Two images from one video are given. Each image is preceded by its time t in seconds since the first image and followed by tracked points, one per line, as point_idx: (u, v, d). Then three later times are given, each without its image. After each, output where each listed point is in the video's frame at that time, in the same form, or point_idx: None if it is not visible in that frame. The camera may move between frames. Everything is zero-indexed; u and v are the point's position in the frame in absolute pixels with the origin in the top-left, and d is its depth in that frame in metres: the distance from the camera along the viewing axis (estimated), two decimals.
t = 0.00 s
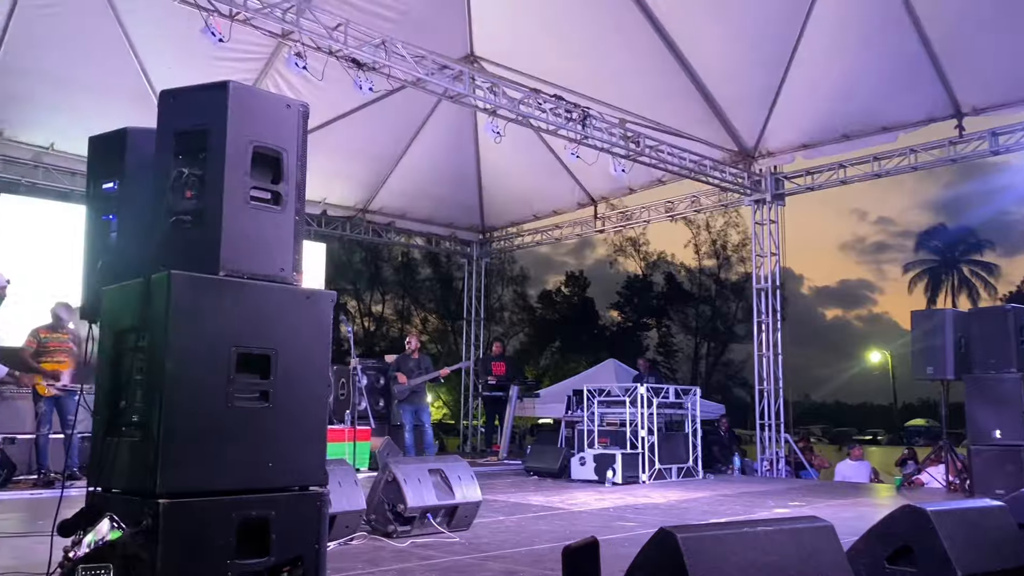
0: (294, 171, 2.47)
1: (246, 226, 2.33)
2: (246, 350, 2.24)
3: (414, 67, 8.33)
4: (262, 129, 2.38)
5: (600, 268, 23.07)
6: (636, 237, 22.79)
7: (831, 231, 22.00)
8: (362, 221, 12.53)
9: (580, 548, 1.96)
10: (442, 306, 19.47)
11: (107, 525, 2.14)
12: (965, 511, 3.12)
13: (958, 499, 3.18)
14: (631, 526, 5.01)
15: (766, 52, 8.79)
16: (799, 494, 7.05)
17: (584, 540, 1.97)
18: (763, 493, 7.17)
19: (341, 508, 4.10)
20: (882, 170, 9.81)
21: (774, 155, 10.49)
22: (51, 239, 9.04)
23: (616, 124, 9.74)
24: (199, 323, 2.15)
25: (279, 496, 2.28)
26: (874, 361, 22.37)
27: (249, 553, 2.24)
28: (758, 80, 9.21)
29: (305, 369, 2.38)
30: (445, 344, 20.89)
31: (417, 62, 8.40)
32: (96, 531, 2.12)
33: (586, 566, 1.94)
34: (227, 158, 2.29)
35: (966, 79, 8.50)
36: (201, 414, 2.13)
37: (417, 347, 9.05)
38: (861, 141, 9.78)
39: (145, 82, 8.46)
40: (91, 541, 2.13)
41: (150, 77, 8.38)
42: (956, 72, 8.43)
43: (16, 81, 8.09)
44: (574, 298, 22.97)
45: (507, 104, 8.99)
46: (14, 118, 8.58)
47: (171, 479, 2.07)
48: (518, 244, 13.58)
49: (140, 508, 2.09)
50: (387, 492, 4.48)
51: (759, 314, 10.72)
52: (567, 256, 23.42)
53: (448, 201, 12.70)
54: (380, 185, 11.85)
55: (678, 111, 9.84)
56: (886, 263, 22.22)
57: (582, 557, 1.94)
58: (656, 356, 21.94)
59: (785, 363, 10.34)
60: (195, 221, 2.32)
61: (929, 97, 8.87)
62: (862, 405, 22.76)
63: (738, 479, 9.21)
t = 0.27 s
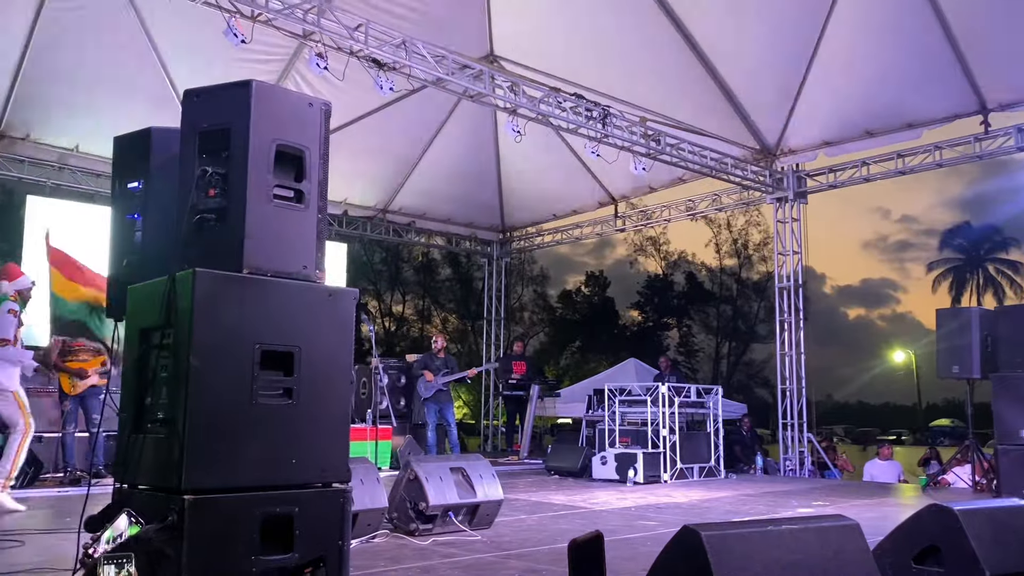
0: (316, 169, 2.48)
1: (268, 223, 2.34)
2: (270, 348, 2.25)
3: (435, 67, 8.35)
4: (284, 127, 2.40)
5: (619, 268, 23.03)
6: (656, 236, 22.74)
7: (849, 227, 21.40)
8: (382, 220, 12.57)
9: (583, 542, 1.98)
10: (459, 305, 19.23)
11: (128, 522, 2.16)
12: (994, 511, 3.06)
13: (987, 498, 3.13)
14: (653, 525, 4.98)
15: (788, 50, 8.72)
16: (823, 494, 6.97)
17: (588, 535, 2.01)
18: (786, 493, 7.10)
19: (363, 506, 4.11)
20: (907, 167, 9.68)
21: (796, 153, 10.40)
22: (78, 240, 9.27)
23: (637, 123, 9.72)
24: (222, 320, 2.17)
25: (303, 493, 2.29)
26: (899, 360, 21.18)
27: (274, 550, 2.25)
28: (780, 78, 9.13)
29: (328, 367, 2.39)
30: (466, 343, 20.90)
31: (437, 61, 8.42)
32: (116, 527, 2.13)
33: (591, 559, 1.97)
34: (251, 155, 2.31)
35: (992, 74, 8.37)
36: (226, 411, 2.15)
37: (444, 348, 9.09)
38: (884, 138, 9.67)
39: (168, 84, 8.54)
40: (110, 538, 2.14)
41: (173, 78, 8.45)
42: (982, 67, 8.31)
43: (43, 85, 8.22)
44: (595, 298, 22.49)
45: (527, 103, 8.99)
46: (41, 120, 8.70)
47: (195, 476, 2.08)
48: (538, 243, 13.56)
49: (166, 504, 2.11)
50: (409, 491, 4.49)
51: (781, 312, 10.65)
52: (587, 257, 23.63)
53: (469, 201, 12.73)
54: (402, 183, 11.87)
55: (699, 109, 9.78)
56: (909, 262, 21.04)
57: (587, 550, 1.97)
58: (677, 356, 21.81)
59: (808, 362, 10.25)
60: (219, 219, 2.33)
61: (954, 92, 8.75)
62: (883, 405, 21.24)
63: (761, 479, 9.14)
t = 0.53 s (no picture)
0: (336, 166, 2.49)
1: (288, 220, 2.35)
2: (290, 344, 2.26)
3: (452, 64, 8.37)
4: (304, 124, 2.40)
5: (637, 265, 22.77)
6: (673, 233, 22.42)
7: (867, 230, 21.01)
8: (399, 218, 12.59)
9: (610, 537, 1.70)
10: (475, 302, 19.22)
11: (129, 521, 2.18)
12: (1020, 509, 3.01)
13: (1012, 496, 3.08)
14: (672, 522, 4.96)
15: (807, 45, 8.64)
16: (843, 492, 6.92)
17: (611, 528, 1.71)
18: (806, 490, 7.04)
19: (382, 502, 4.12)
20: (928, 162, 9.58)
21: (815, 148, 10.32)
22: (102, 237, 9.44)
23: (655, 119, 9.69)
24: (243, 317, 2.18)
25: (323, 489, 2.29)
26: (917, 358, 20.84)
27: (294, 545, 2.26)
28: (799, 73, 9.06)
29: (347, 363, 2.39)
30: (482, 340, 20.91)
31: (454, 58, 8.43)
32: (118, 525, 2.16)
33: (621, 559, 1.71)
34: (271, 152, 2.32)
35: (1015, 68, 8.25)
36: (247, 407, 2.16)
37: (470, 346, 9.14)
38: (905, 133, 9.57)
39: (187, 83, 8.60)
40: (113, 537, 2.15)
41: (192, 77, 8.51)
42: (1004, 60, 8.20)
43: (65, 85, 8.33)
44: (611, 296, 22.69)
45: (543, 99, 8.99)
46: (63, 120, 8.81)
47: (216, 472, 2.09)
48: (555, 240, 13.57)
49: (187, 499, 2.12)
50: (428, 487, 4.50)
51: (800, 309, 10.56)
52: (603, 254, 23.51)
53: (485, 198, 12.72)
54: (420, 179, 11.87)
55: (717, 105, 9.72)
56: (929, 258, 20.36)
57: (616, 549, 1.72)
58: (695, 353, 21.72)
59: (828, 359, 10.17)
60: (239, 216, 2.34)
61: (977, 86, 8.64)
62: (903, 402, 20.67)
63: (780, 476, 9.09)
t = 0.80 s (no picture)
0: (345, 159, 2.48)
1: (297, 214, 2.34)
2: (300, 338, 2.25)
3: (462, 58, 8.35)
4: (313, 117, 2.39)
5: (648, 262, 22.88)
6: (685, 229, 22.37)
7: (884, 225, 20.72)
8: (410, 214, 12.60)
9: (626, 534, 1.99)
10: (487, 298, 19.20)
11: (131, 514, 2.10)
12: None
13: None
14: (684, 518, 4.93)
15: (820, 39, 8.57)
16: (858, 489, 6.86)
17: (630, 527, 2.03)
18: (819, 487, 6.99)
19: (393, 498, 4.11)
20: (942, 156, 9.49)
21: (829, 143, 10.24)
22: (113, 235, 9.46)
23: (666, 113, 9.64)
24: (252, 311, 2.17)
25: (333, 484, 2.28)
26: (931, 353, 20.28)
27: (304, 541, 2.25)
28: (812, 68, 8.98)
29: (357, 357, 2.38)
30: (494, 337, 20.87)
31: (465, 54, 8.41)
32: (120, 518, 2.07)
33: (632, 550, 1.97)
34: (280, 145, 2.30)
35: None
36: (256, 402, 2.15)
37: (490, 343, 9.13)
38: (919, 127, 9.47)
39: (197, 79, 8.61)
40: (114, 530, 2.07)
41: (202, 73, 8.51)
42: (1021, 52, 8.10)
43: (77, 82, 8.36)
44: (623, 292, 22.55)
45: (554, 94, 8.96)
46: (75, 116, 8.85)
47: (225, 465, 2.09)
48: (566, 237, 13.57)
49: (196, 494, 2.12)
50: (439, 483, 4.49)
51: (814, 305, 10.48)
52: (615, 250, 23.26)
53: (497, 194, 12.70)
54: (432, 174, 11.85)
55: (729, 100, 9.65)
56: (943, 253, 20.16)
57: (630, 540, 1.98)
58: (707, 349, 21.56)
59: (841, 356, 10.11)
60: (248, 209, 2.34)
61: (992, 80, 8.55)
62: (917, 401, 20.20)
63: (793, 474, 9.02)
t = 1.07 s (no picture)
0: (345, 147, 2.46)
1: (296, 202, 2.33)
2: (300, 328, 2.24)
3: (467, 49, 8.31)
4: (313, 106, 2.37)
5: (656, 254, 22.62)
6: (693, 221, 22.22)
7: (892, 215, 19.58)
8: (417, 206, 12.58)
9: (620, 523, 2.00)
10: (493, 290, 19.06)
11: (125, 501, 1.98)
12: None
13: None
14: (689, 510, 4.91)
15: (828, 29, 8.49)
16: (865, 481, 6.82)
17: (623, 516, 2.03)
18: (826, 479, 6.96)
19: (397, 489, 4.11)
20: (952, 146, 9.40)
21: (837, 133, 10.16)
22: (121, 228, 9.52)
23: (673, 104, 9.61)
24: (251, 300, 2.16)
25: (334, 473, 2.28)
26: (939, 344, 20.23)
27: (305, 531, 2.24)
28: (820, 58, 8.90)
29: (357, 347, 2.37)
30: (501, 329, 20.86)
31: (470, 44, 8.37)
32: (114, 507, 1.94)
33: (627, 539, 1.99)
34: (278, 134, 2.29)
35: None
36: (254, 391, 2.14)
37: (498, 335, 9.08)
38: (929, 116, 9.38)
39: (202, 69, 8.58)
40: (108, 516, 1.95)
41: (207, 63, 8.48)
42: None
43: (82, 74, 8.37)
44: (631, 284, 22.55)
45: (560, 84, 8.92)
46: (81, 109, 8.87)
47: (225, 456, 2.08)
48: (573, 229, 13.52)
49: (196, 484, 2.11)
50: (443, 474, 4.49)
51: (821, 296, 10.44)
52: (622, 242, 23.18)
53: (504, 185, 12.66)
54: (439, 165, 11.81)
55: (737, 90, 9.59)
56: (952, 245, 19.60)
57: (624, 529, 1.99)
58: (715, 342, 21.55)
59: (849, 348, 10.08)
60: (248, 198, 2.32)
61: (1002, 69, 8.45)
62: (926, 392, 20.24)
63: (800, 465, 8.99)
